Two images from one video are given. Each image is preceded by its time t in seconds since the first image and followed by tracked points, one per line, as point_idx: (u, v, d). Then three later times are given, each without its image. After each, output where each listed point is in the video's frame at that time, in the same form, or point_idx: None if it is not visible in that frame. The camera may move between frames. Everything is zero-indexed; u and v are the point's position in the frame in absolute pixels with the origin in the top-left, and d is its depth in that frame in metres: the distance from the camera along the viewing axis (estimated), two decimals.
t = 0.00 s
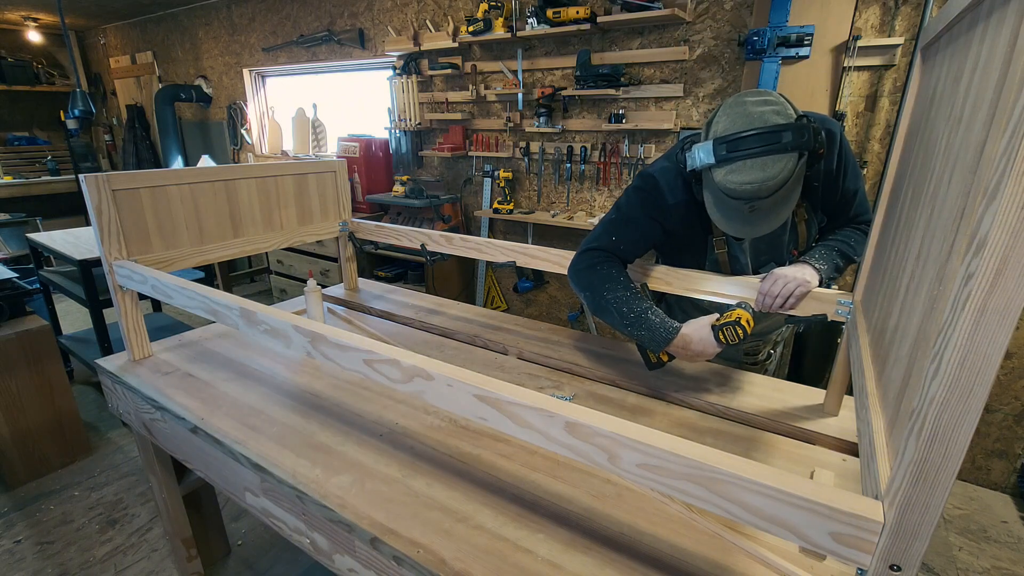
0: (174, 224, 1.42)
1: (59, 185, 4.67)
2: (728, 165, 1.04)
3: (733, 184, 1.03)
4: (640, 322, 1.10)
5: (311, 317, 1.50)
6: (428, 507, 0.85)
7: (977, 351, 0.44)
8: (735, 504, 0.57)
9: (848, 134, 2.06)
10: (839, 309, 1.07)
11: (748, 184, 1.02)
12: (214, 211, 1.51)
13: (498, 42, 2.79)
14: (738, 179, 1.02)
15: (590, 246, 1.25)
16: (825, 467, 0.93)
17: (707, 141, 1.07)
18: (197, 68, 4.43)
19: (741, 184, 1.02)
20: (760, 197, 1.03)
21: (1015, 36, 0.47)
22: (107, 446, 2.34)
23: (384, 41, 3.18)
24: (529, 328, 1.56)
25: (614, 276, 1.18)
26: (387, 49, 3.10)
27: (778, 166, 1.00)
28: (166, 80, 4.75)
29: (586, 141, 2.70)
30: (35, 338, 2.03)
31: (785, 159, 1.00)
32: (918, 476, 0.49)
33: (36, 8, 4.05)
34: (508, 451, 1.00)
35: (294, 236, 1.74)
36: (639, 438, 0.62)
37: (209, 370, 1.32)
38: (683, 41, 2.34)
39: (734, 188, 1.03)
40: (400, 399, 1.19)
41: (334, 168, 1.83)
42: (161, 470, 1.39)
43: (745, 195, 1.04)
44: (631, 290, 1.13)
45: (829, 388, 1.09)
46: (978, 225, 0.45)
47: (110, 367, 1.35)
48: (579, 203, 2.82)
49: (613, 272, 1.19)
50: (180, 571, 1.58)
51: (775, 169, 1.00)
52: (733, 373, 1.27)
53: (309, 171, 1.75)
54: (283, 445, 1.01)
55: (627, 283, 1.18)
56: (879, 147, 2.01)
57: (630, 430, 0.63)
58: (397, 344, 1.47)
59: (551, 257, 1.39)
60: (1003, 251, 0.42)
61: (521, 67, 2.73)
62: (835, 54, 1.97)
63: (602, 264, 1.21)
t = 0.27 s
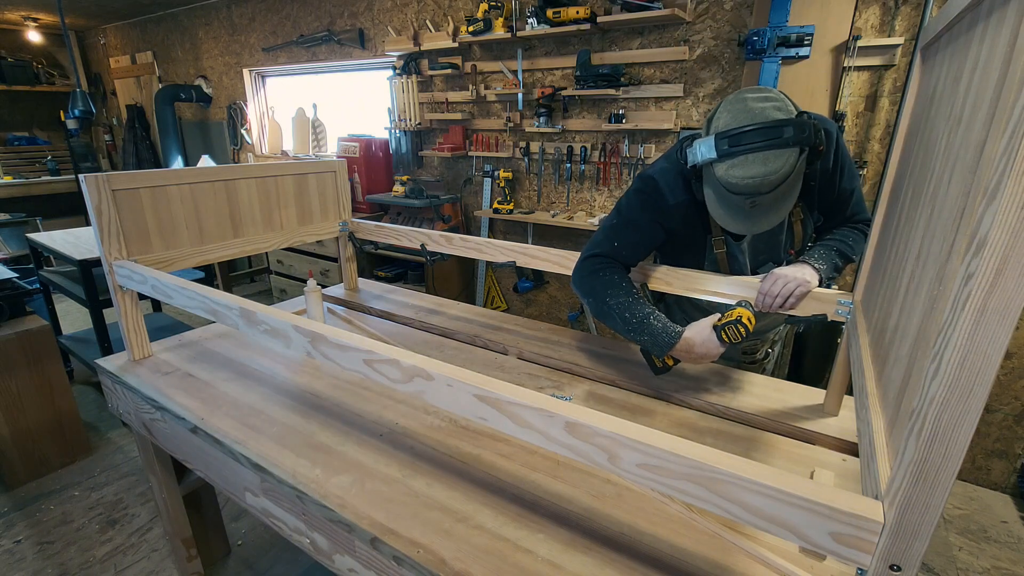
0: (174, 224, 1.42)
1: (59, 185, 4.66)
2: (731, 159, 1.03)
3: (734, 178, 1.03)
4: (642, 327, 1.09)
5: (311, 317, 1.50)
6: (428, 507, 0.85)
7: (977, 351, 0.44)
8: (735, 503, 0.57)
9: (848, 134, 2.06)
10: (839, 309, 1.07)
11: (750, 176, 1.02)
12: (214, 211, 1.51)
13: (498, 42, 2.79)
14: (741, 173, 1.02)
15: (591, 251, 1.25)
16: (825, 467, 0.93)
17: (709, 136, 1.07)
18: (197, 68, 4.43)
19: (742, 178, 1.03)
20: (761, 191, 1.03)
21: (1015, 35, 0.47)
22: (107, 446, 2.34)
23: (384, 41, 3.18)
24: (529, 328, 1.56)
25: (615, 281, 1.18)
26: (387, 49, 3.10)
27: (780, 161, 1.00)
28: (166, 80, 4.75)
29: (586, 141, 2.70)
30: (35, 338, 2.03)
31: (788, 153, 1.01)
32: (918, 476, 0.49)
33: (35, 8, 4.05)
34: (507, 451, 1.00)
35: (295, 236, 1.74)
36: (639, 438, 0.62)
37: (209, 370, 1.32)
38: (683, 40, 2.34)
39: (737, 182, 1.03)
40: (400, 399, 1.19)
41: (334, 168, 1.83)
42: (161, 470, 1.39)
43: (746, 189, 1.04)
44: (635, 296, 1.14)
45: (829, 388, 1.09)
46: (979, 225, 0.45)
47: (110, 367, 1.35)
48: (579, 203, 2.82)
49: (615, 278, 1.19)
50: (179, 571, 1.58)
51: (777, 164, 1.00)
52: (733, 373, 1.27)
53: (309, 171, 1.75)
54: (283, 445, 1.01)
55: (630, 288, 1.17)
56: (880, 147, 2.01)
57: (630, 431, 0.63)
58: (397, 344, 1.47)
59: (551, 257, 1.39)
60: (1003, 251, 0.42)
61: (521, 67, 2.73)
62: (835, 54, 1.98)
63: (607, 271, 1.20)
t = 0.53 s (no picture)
0: (174, 224, 1.42)
1: (59, 185, 4.66)
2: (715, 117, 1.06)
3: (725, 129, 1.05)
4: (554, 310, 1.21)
5: (311, 317, 1.50)
6: (428, 507, 0.85)
7: (977, 350, 0.44)
8: (735, 504, 0.57)
9: (848, 134, 2.06)
10: (839, 309, 1.07)
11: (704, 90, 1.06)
12: (214, 211, 1.51)
13: (498, 42, 2.79)
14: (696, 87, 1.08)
15: (564, 234, 1.35)
16: (825, 467, 0.93)
17: (688, 69, 1.15)
18: (197, 68, 4.43)
19: (700, 87, 1.08)
20: (711, 107, 1.05)
21: (1015, 35, 0.47)
22: (107, 446, 2.34)
23: (384, 41, 3.18)
24: (529, 328, 1.56)
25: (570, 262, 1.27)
26: (387, 49, 3.10)
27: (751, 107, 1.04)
28: (166, 80, 4.75)
29: (586, 141, 2.70)
30: (34, 338, 2.03)
31: (745, 83, 1.05)
32: (918, 477, 0.49)
33: (36, 8, 4.04)
34: (508, 451, 1.00)
35: (294, 236, 1.74)
36: (639, 438, 0.62)
37: (209, 370, 1.32)
38: (684, 41, 2.34)
39: (690, 92, 1.08)
40: (401, 399, 1.19)
41: (333, 168, 1.83)
42: (161, 470, 1.39)
43: (703, 105, 1.06)
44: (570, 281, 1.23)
45: (829, 388, 1.09)
46: (979, 225, 0.45)
47: (110, 367, 1.35)
48: (579, 203, 2.82)
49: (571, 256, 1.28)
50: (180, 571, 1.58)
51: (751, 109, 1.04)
52: (733, 373, 1.27)
53: (309, 171, 1.75)
54: (283, 445, 1.01)
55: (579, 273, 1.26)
56: (880, 147, 2.01)
57: (631, 431, 0.63)
58: (397, 344, 1.47)
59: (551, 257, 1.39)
60: (1003, 251, 0.42)
61: (521, 68, 2.73)
62: (835, 54, 1.98)
63: (571, 252, 1.29)
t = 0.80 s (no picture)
0: (174, 224, 1.42)
1: (59, 185, 4.66)
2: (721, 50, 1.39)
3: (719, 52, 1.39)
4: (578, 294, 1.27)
5: (311, 317, 1.50)
6: (429, 507, 0.85)
7: (977, 350, 0.44)
8: (735, 504, 0.57)
9: (848, 134, 2.06)
10: (839, 308, 1.07)
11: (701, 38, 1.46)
12: (214, 211, 1.51)
13: (498, 42, 2.79)
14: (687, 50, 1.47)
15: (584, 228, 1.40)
16: (825, 467, 0.93)
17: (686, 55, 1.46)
18: (197, 68, 4.43)
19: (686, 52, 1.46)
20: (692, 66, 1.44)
21: (1015, 35, 0.47)
22: (107, 446, 2.34)
23: (384, 41, 3.18)
24: (529, 327, 1.57)
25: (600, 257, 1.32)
26: (387, 49, 3.10)
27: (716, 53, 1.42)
28: (166, 80, 4.75)
29: (586, 141, 2.70)
30: (35, 338, 2.03)
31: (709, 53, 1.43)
32: (918, 476, 0.49)
33: (35, 8, 4.04)
34: (508, 451, 1.00)
35: (295, 236, 1.74)
36: (639, 438, 0.62)
37: (208, 370, 1.32)
38: (683, 41, 2.34)
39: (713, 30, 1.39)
40: (401, 399, 1.19)
41: (333, 168, 1.83)
42: (161, 470, 1.39)
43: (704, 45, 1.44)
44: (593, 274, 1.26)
45: (829, 388, 1.09)
46: (978, 225, 0.45)
47: (110, 367, 1.35)
48: (579, 203, 2.82)
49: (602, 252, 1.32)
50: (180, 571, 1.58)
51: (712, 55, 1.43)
52: (733, 373, 1.27)
53: (309, 171, 1.75)
54: (283, 445, 1.01)
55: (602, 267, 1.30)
56: (880, 147, 2.01)
57: (630, 431, 0.63)
58: (397, 344, 1.47)
59: (551, 257, 1.39)
60: (1003, 251, 0.42)
61: (521, 68, 2.73)
62: (835, 54, 1.98)
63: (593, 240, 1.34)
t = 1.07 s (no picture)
0: (174, 224, 1.42)
1: (59, 185, 4.66)
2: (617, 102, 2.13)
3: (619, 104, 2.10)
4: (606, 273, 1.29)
5: (311, 317, 1.50)
6: (428, 507, 0.85)
7: (977, 350, 0.44)
8: (735, 504, 0.57)
9: (848, 134, 2.06)
10: (839, 309, 1.07)
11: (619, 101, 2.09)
12: (214, 211, 1.51)
13: (498, 42, 2.79)
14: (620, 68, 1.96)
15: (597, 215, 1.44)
16: (825, 467, 0.93)
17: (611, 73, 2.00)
18: (197, 68, 4.43)
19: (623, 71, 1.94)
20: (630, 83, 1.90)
21: (1015, 35, 0.47)
22: (107, 446, 2.34)
23: (384, 41, 3.18)
24: (529, 327, 1.57)
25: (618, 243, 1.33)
26: (387, 49, 3.10)
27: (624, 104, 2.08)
28: (166, 80, 4.75)
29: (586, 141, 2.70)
30: (35, 338, 2.03)
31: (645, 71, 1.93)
32: (918, 477, 0.49)
33: (35, 8, 4.04)
34: (508, 451, 1.00)
35: (295, 236, 1.74)
36: (639, 438, 0.62)
37: (208, 370, 1.32)
38: (684, 41, 2.34)
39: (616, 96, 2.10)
40: (401, 399, 1.19)
41: (333, 168, 1.83)
42: (161, 470, 1.39)
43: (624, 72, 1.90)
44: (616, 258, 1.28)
45: (829, 388, 1.09)
46: (979, 225, 0.45)
47: (110, 367, 1.35)
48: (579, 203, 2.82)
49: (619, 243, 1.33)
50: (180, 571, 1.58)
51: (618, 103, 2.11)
52: (733, 373, 1.27)
53: (309, 172, 1.75)
54: (283, 445, 1.01)
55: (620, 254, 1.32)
56: (879, 147, 2.01)
57: (631, 431, 0.63)
58: (397, 344, 1.47)
59: (551, 257, 1.39)
60: (1003, 251, 0.42)
61: (521, 68, 2.73)
62: (835, 54, 1.98)
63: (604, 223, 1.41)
